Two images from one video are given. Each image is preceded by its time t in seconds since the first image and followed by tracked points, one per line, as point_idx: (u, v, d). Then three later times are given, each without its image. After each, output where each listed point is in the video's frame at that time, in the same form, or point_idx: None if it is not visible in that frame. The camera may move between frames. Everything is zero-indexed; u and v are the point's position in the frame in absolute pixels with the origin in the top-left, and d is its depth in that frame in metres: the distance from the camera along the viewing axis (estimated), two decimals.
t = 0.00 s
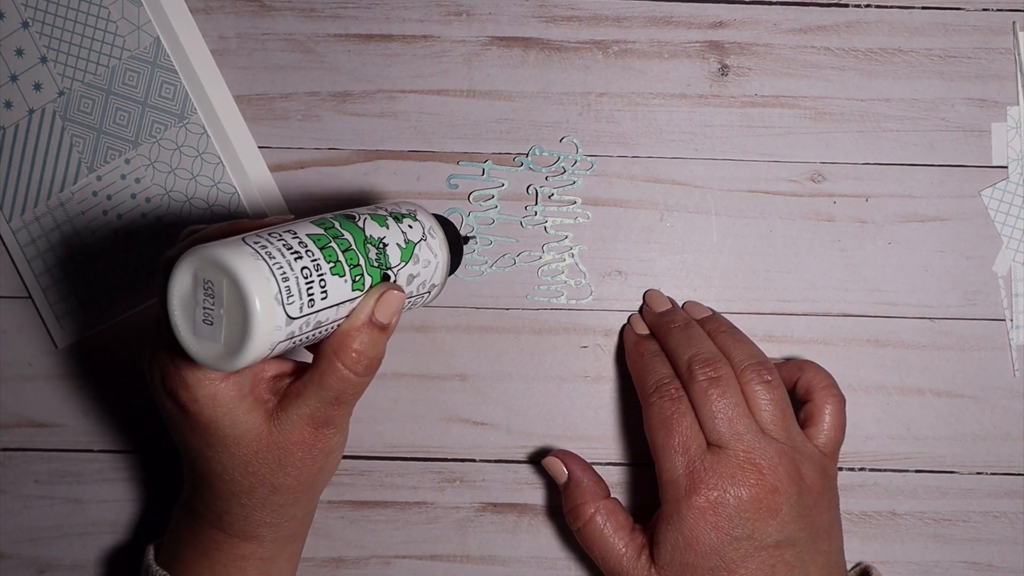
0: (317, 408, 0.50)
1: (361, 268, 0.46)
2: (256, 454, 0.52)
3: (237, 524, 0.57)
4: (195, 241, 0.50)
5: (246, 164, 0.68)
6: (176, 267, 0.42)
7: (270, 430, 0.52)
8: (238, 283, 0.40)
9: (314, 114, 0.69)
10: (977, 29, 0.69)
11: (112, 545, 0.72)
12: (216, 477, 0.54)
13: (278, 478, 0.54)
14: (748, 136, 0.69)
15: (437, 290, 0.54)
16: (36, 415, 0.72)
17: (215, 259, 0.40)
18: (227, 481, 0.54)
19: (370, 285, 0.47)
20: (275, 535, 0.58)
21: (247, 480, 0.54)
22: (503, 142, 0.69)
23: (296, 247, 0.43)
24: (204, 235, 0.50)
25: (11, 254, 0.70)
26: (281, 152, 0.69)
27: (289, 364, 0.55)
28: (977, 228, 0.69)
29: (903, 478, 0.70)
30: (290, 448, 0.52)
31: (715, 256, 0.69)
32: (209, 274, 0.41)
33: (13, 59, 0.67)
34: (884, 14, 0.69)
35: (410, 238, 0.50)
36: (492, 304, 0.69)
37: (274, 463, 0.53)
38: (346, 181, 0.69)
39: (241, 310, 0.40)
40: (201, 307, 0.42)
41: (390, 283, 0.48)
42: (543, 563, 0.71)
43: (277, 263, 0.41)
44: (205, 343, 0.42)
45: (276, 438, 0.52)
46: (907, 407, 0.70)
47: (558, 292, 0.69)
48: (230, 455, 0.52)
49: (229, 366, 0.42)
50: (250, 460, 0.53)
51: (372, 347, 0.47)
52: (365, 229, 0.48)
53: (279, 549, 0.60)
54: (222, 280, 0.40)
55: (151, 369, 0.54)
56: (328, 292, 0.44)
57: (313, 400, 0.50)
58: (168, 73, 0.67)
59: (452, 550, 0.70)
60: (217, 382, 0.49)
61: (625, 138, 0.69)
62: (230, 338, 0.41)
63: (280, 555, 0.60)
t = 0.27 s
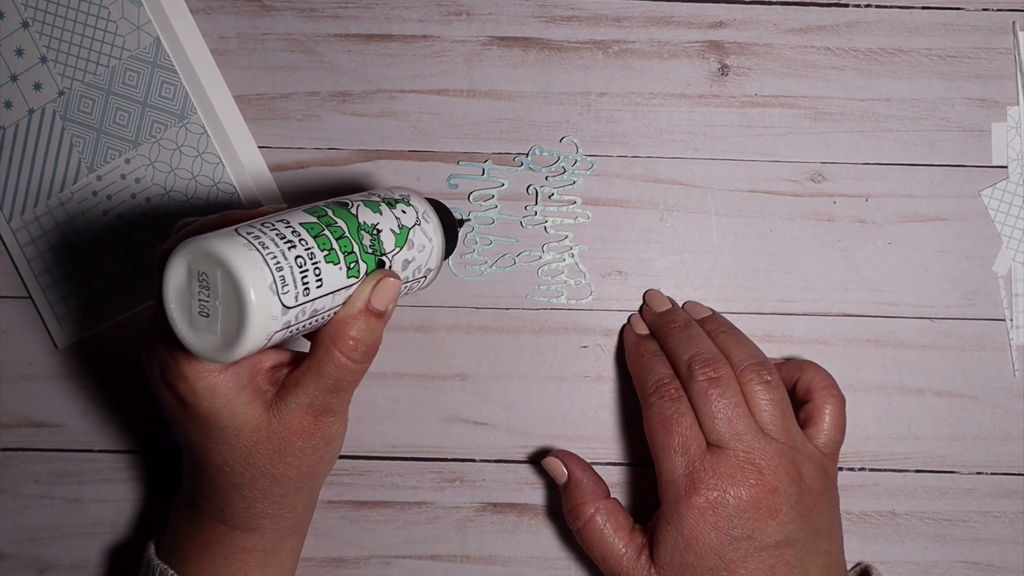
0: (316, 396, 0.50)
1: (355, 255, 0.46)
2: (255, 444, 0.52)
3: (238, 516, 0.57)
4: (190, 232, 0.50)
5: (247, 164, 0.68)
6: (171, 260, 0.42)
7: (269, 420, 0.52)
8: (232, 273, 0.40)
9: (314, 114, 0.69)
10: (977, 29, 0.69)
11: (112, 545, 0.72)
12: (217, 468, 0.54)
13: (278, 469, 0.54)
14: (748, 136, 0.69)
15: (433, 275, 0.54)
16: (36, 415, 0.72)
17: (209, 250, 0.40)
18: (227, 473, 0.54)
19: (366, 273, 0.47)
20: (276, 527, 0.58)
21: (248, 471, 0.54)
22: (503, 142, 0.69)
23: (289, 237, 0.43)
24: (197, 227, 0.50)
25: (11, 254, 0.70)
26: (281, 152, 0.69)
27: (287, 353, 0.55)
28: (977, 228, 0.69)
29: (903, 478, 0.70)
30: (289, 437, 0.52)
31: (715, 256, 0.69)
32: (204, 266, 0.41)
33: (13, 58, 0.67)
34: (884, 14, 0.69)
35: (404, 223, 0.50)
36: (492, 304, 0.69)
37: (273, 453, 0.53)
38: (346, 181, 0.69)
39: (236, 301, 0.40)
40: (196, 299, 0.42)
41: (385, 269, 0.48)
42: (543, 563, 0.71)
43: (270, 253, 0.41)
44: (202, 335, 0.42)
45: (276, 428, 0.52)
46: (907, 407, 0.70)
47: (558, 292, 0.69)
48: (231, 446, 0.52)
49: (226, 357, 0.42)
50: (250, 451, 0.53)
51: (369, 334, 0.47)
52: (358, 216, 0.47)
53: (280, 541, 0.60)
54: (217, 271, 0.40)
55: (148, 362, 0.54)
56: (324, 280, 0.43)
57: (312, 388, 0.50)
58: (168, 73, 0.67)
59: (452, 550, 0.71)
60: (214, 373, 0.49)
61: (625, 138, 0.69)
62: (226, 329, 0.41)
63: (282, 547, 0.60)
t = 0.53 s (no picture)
0: (308, 393, 0.50)
1: (340, 250, 0.46)
2: (247, 443, 0.52)
3: (234, 514, 0.57)
4: (176, 232, 0.50)
5: (247, 165, 0.68)
6: (154, 261, 0.42)
7: (261, 418, 0.52)
8: (216, 272, 0.40)
9: (314, 114, 0.69)
10: (977, 29, 0.69)
11: (112, 545, 0.72)
12: (210, 467, 0.54)
13: (271, 467, 0.54)
14: (748, 136, 0.69)
15: (421, 267, 0.54)
16: (36, 415, 0.72)
17: (192, 250, 0.40)
18: (221, 472, 0.54)
19: (352, 268, 0.47)
20: (272, 524, 0.58)
21: (241, 469, 0.54)
22: (503, 142, 0.69)
23: (273, 234, 0.43)
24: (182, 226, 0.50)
25: (11, 254, 0.70)
26: (281, 152, 0.69)
27: (277, 350, 0.54)
28: (977, 228, 0.69)
29: (903, 478, 0.70)
30: (281, 434, 0.52)
31: (715, 256, 0.69)
32: (188, 266, 0.41)
33: (13, 59, 0.67)
34: (883, 14, 0.69)
35: (389, 217, 0.50)
36: (492, 304, 0.69)
37: (266, 450, 0.53)
38: (346, 181, 0.69)
39: (221, 300, 0.40)
40: (182, 299, 0.42)
41: (372, 263, 0.48)
42: (543, 563, 0.71)
43: (254, 251, 0.41)
44: (189, 335, 0.42)
45: (267, 426, 0.52)
46: (907, 407, 0.70)
47: (558, 292, 0.69)
48: (223, 445, 0.52)
49: (213, 356, 0.42)
50: (242, 449, 0.53)
51: (359, 329, 0.48)
52: (343, 211, 0.48)
53: (276, 539, 0.60)
54: (201, 271, 0.40)
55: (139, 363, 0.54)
56: (310, 276, 0.44)
57: (303, 385, 0.50)
58: (168, 73, 0.67)
59: (452, 550, 0.71)
60: (205, 372, 0.49)
61: (625, 138, 0.69)
62: (212, 329, 0.41)
63: (278, 545, 0.60)
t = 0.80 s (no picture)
0: (292, 398, 0.50)
1: (321, 255, 0.46)
2: (234, 448, 0.52)
3: (222, 521, 0.57)
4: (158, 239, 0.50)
5: (247, 165, 0.68)
6: (134, 270, 0.42)
7: (246, 423, 0.52)
8: (197, 279, 0.40)
9: (314, 114, 0.69)
10: (977, 29, 0.69)
11: (111, 546, 0.72)
12: (196, 474, 0.54)
13: (257, 472, 0.54)
14: (748, 136, 0.69)
15: (406, 271, 0.54)
16: (36, 415, 0.72)
17: (172, 257, 0.41)
18: (207, 478, 0.54)
19: (334, 272, 0.47)
20: (260, 530, 0.58)
21: (226, 476, 0.54)
22: (503, 143, 0.69)
23: (253, 240, 0.43)
24: (164, 233, 0.51)
25: (11, 254, 0.70)
26: (281, 152, 0.69)
27: (262, 357, 0.54)
28: (977, 228, 0.69)
29: (903, 478, 0.70)
30: (267, 439, 0.52)
31: (715, 256, 0.69)
32: (168, 272, 0.41)
33: (13, 59, 0.67)
34: (884, 14, 0.69)
35: (372, 221, 0.50)
36: (492, 304, 0.69)
37: (252, 456, 0.53)
38: (346, 182, 0.69)
39: (202, 306, 0.40)
40: (162, 305, 0.42)
41: (354, 267, 0.48)
42: (543, 563, 0.71)
43: (235, 257, 0.42)
44: (170, 342, 0.42)
45: (253, 431, 0.52)
46: (907, 407, 0.70)
47: (558, 292, 0.69)
48: (209, 451, 0.53)
49: (196, 362, 0.42)
50: (228, 455, 0.53)
51: (342, 333, 0.47)
52: (325, 216, 0.48)
53: (265, 544, 0.60)
54: (182, 278, 0.41)
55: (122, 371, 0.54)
56: (290, 281, 0.44)
57: (287, 389, 0.50)
58: (168, 72, 0.67)
59: (452, 550, 0.71)
60: (187, 379, 0.49)
61: (625, 138, 0.69)
62: (193, 335, 0.41)
63: (267, 550, 0.60)
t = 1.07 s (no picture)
0: (312, 441, 0.50)
1: (359, 304, 0.46)
2: (249, 479, 0.52)
3: (228, 545, 0.57)
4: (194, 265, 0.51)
5: (247, 165, 0.68)
6: (174, 290, 0.42)
7: (264, 458, 0.52)
8: (234, 311, 0.40)
9: (314, 114, 0.69)
10: (976, 29, 0.69)
11: (111, 546, 0.72)
12: (207, 498, 0.54)
13: (271, 504, 0.54)
14: (748, 136, 0.69)
15: (437, 330, 0.53)
16: (36, 415, 0.72)
17: (214, 285, 0.40)
18: (218, 503, 0.54)
19: (369, 321, 0.46)
20: (267, 556, 0.58)
21: (237, 503, 0.54)
22: (503, 142, 0.69)
23: (295, 280, 0.43)
24: (202, 261, 0.51)
25: (11, 253, 0.70)
26: (281, 152, 0.69)
27: (289, 393, 0.54)
28: (977, 228, 0.69)
29: (903, 478, 0.70)
30: (284, 476, 0.52)
31: (715, 256, 0.69)
32: (207, 299, 0.41)
33: (13, 58, 0.67)
34: (884, 14, 0.69)
35: (411, 278, 0.50)
36: (492, 304, 0.69)
37: (267, 490, 0.53)
38: (346, 182, 0.69)
39: (236, 338, 0.40)
40: (196, 331, 0.42)
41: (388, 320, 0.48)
42: (543, 564, 0.71)
43: (275, 295, 0.41)
44: (198, 368, 0.42)
45: (270, 466, 0.52)
46: (907, 407, 0.70)
47: (558, 292, 0.69)
48: (224, 477, 0.53)
49: (220, 394, 0.42)
50: (244, 484, 0.53)
51: (370, 385, 0.47)
52: (367, 265, 0.48)
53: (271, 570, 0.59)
54: (219, 307, 0.40)
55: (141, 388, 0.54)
56: (325, 327, 0.43)
57: (308, 432, 0.50)
58: (168, 73, 0.67)
59: (452, 550, 0.71)
60: (208, 407, 0.49)
61: (625, 138, 0.69)
62: (223, 365, 0.41)
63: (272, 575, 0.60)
